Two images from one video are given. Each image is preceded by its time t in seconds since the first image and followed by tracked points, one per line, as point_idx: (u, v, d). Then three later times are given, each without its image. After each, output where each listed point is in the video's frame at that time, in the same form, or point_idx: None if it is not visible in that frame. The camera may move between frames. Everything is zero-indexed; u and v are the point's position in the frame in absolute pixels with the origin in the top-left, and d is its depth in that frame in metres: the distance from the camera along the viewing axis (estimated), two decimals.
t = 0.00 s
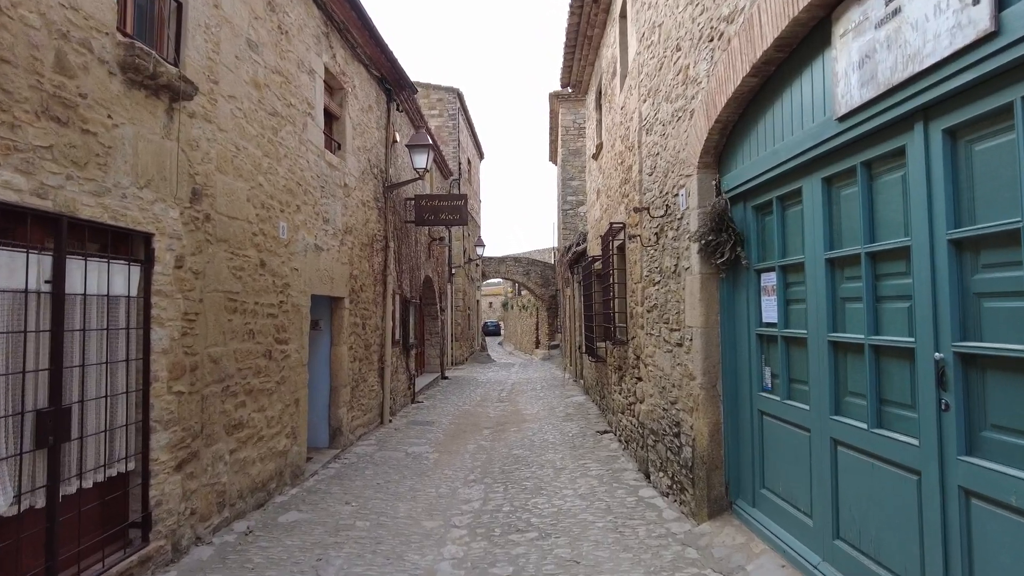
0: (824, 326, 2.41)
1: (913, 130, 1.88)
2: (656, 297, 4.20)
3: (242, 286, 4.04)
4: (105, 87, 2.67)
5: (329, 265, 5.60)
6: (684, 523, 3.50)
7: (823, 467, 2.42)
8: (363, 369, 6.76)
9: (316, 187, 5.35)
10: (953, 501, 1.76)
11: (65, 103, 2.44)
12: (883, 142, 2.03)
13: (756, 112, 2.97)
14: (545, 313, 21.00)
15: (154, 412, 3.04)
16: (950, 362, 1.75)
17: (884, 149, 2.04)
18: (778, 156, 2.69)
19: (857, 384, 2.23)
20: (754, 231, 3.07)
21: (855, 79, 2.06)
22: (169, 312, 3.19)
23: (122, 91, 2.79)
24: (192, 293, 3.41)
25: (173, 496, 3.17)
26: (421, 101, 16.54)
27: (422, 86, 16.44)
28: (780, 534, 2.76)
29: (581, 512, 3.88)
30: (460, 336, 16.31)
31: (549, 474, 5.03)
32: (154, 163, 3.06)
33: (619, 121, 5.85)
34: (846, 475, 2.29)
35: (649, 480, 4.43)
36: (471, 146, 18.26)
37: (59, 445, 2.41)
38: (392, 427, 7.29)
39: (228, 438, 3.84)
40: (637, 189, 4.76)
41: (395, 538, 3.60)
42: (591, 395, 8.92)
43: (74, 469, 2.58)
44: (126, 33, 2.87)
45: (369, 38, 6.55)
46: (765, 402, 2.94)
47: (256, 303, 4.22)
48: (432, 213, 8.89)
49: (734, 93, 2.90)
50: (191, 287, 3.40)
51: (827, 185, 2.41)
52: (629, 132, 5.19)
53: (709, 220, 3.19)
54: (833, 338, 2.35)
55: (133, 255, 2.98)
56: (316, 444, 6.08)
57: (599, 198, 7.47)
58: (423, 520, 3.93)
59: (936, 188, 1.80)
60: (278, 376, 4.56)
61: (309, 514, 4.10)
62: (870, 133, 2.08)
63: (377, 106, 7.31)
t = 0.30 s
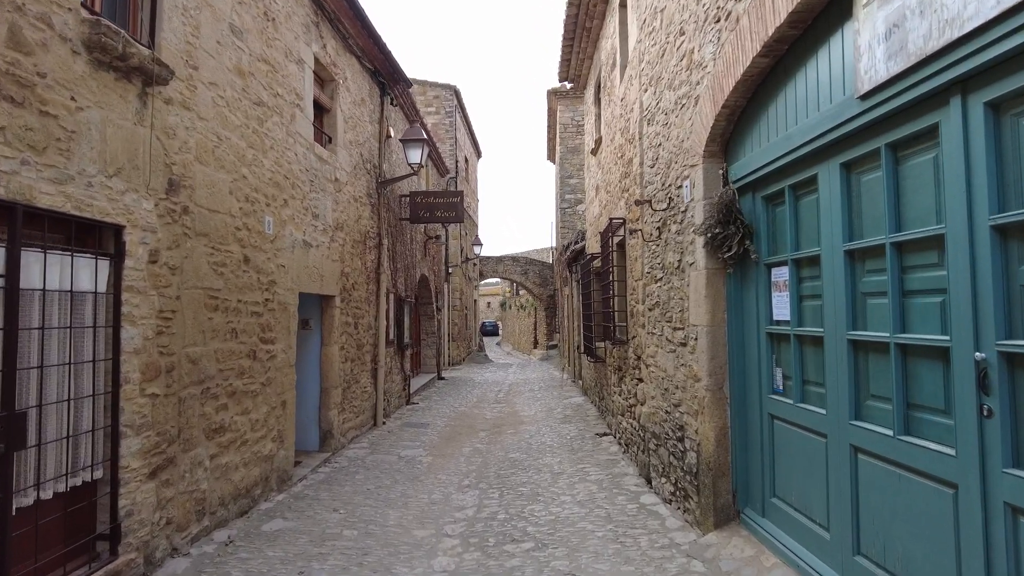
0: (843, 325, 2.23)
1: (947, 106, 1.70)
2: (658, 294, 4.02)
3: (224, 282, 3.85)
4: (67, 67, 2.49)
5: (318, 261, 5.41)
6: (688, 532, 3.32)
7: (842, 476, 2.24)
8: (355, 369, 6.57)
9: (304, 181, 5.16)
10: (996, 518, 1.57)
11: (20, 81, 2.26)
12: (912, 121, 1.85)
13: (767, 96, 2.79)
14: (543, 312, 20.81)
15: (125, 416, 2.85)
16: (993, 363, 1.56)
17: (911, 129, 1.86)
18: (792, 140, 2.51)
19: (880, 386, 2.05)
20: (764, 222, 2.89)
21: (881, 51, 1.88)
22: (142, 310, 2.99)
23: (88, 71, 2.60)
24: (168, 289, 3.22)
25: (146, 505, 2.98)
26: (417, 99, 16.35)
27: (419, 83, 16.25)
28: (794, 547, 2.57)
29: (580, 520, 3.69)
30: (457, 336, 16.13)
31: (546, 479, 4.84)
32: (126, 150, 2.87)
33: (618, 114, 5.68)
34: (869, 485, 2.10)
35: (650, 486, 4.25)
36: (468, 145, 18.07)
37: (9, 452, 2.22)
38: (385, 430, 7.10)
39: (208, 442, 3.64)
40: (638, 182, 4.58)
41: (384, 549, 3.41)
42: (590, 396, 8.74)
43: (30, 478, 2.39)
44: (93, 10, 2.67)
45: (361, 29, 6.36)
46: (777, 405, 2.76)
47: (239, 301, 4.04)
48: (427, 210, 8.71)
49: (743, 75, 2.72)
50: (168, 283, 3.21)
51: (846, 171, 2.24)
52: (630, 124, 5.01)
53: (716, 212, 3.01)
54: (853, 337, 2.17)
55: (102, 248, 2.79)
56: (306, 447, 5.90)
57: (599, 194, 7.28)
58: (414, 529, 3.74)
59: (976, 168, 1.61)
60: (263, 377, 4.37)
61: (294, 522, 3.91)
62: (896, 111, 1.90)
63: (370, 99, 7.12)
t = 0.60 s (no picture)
0: (867, 327, 2.04)
1: (995, 82, 1.52)
2: (662, 294, 3.84)
3: (206, 282, 3.67)
4: (26, 49, 2.31)
5: (309, 261, 5.24)
6: (696, 546, 3.13)
7: (867, 491, 2.06)
8: (349, 372, 6.39)
9: (294, 178, 4.98)
10: None
11: None
12: (952, 100, 1.66)
13: (782, 80, 2.61)
14: (542, 314, 20.63)
15: (94, 425, 2.66)
16: None
17: (951, 108, 1.68)
18: (811, 127, 2.33)
19: (912, 394, 1.86)
20: (777, 217, 2.71)
21: (916, 23, 1.70)
22: (114, 311, 2.80)
23: (51, 55, 2.42)
24: (144, 289, 3.03)
25: (119, 520, 2.79)
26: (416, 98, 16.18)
27: (416, 82, 16.09)
28: (812, 567, 2.38)
29: (580, 532, 3.50)
30: (456, 337, 15.95)
31: (545, 487, 4.66)
32: (95, 140, 2.68)
33: (619, 109, 5.50)
34: (899, 503, 1.91)
35: (654, 495, 4.06)
36: (467, 144, 17.89)
37: None
38: (380, 434, 6.92)
39: (189, 451, 3.46)
40: (640, 178, 4.40)
41: (373, 564, 3.22)
42: (590, 399, 8.56)
43: None
44: None
45: (354, 22, 6.19)
46: (793, 412, 2.57)
47: (223, 301, 3.85)
48: (423, 209, 8.54)
49: (756, 58, 2.54)
50: (143, 282, 3.03)
51: (870, 158, 2.05)
52: (632, 118, 4.83)
53: (726, 206, 2.83)
54: (879, 340, 1.98)
55: (69, 245, 2.61)
56: (297, 453, 5.72)
57: (599, 192, 7.10)
58: (406, 541, 3.55)
59: None
60: (249, 381, 4.19)
61: (281, 534, 3.73)
62: (933, 90, 1.71)
63: (364, 95, 6.94)
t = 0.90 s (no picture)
0: (902, 324, 1.85)
1: None
2: (669, 291, 3.65)
3: (189, 278, 3.48)
4: None
5: (301, 258, 5.05)
6: (707, 559, 2.95)
7: (903, 505, 1.87)
8: (344, 373, 6.21)
9: (284, 171, 4.80)
10: None
11: None
12: (1006, 68, 1.48)
13: (802, 58, 2.42)
14: (543, 314, 20.44)
15: (61, 430, 2.47)
16: None
17: (1005, 77, 1.49)
18: (836, 106, 2.13)
19: (956, 398, 1.67)
20: (796, 206, 2.52)
21: None
22: (84, 307, 2.61)
23: (10, 28, 2.24)
24: (118, 284, 2.84)
25: (89, 531, 2.59)
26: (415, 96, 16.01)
27: (416, 79, 15.92)
28: None
29: (584, 543, 3.31)
30: (456, 338, 15.77)
31: (546, 493, 4.47)
32: (62, 123, 2.48)
33: (623, 100, 5.32)
34: (940, 519, 1.72)
35: (661, 502, 3.88)
36: (466, 143, 17.71)
37: None
38: (376, 437, 6.74)
39: (170, 456, 3.26)
40: (646, 170, 4.22)
41: None
42: (591, 401, 8.37)
43: None
44: None
45: (349, 12, 6.00)
46: (814, 417, 2.38)
47: (206, 298, 3.66)
48: (421, 207, 8.35)
49: (775, 33, 2.34)
50: (118, 277, 2.83)
51: (905, 137, 1.86)
52: (636, 109, 4.64)
53: (740, 195, 2.65)
54: (917, 338, 1.79)
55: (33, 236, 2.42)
56: (290, 456, 5.54)
57: (602, 187, 6.91)
58: (399, 552, 3.36)
59: None
60: (236, 383, 4.00)
61: (269, 544, 3.54)
62: (984, 57, 1.53)
63: (359, 88, 6.76)
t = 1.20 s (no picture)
0: (943, 328, 1.67)
1: None
2: (677, 293, 3.48)
3: (171, 278, 3.29)
4: None
5: (292, 257, 4.87)
6: None
7: (944, 529, 1.68)
8: (338, 377, 6.02)
9: (274, 166, 4.62)
10: None
11: None
12: None
13: (826, 40, 2.24)
14: (543, 315, 20.26)
15: (23, 441, 2.28)
16: None
17: None
18: (867, 90, 1.95)
19: (1011, 412, 1.49)
20: (818, 201, 2.34)
21: None
22: (50, 309, 2.42)
23: None
24: (91, 284, 2.65)
25: (56, 550, 2.41)
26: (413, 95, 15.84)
27: (415, 78, 15.76)
28: None
29: (587, 559, 3.13)
30: (455, 340, 15.59)
31: (546, 503, 4.28)
32: (24, 110, 2.29)
33: (627, 95, 5.14)
34: (989, 547, 1.54)
35: (668, 514, 3.70)
36: (466, 143, 17.55)
37: None
38: (371, 443, 6.56)
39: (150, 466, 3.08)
40: (652, 166, 4.04)
41: None
42: (593, 405, 8.19)
43: None
44: None
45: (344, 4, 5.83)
46: (838, 429, 2.20)
47: (190, 299, 3.47)
48: (419, 206, 8.18)
49: (797, 14, 2.17)
50: (91, 276, 2.65)
51: (949, 121, 1.67)
52: (642, 103, 4.47)
53: (757, 190, 2.47)
54: (962, 344, 1.61)
55: None
56: (282, 463, 5.37)
57: (604, 186, 6.74)
58: (392, 569, 3.17)
59: None
60: (222, 388, 3.82)
61: (254, 559, 3.35)
62: None
63: (355, 83, 6.59)
